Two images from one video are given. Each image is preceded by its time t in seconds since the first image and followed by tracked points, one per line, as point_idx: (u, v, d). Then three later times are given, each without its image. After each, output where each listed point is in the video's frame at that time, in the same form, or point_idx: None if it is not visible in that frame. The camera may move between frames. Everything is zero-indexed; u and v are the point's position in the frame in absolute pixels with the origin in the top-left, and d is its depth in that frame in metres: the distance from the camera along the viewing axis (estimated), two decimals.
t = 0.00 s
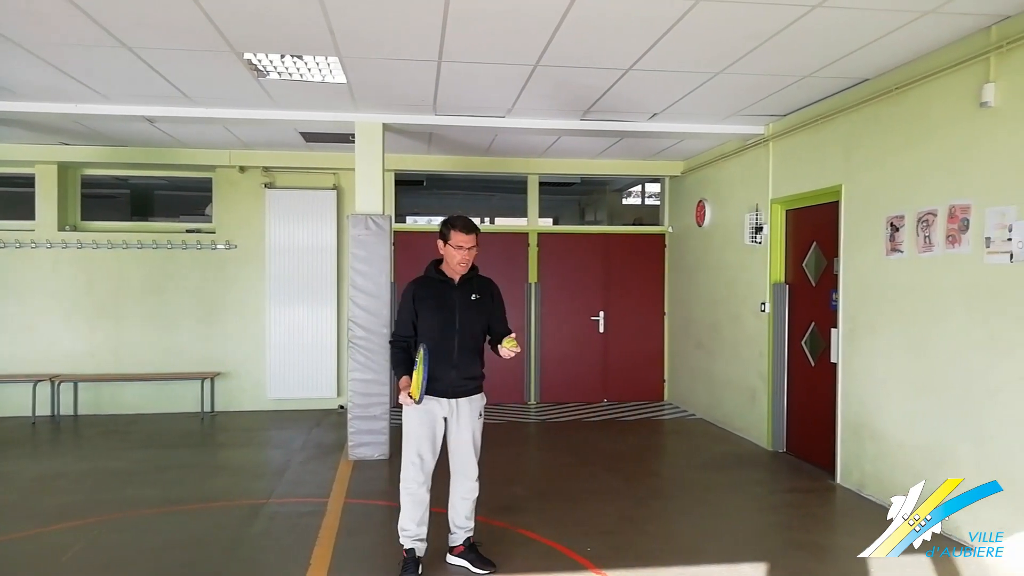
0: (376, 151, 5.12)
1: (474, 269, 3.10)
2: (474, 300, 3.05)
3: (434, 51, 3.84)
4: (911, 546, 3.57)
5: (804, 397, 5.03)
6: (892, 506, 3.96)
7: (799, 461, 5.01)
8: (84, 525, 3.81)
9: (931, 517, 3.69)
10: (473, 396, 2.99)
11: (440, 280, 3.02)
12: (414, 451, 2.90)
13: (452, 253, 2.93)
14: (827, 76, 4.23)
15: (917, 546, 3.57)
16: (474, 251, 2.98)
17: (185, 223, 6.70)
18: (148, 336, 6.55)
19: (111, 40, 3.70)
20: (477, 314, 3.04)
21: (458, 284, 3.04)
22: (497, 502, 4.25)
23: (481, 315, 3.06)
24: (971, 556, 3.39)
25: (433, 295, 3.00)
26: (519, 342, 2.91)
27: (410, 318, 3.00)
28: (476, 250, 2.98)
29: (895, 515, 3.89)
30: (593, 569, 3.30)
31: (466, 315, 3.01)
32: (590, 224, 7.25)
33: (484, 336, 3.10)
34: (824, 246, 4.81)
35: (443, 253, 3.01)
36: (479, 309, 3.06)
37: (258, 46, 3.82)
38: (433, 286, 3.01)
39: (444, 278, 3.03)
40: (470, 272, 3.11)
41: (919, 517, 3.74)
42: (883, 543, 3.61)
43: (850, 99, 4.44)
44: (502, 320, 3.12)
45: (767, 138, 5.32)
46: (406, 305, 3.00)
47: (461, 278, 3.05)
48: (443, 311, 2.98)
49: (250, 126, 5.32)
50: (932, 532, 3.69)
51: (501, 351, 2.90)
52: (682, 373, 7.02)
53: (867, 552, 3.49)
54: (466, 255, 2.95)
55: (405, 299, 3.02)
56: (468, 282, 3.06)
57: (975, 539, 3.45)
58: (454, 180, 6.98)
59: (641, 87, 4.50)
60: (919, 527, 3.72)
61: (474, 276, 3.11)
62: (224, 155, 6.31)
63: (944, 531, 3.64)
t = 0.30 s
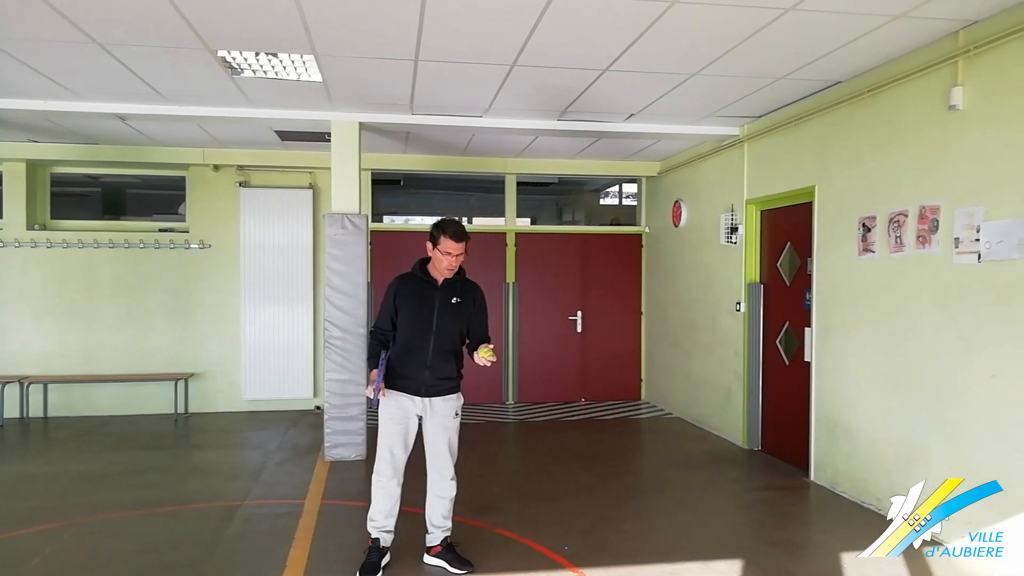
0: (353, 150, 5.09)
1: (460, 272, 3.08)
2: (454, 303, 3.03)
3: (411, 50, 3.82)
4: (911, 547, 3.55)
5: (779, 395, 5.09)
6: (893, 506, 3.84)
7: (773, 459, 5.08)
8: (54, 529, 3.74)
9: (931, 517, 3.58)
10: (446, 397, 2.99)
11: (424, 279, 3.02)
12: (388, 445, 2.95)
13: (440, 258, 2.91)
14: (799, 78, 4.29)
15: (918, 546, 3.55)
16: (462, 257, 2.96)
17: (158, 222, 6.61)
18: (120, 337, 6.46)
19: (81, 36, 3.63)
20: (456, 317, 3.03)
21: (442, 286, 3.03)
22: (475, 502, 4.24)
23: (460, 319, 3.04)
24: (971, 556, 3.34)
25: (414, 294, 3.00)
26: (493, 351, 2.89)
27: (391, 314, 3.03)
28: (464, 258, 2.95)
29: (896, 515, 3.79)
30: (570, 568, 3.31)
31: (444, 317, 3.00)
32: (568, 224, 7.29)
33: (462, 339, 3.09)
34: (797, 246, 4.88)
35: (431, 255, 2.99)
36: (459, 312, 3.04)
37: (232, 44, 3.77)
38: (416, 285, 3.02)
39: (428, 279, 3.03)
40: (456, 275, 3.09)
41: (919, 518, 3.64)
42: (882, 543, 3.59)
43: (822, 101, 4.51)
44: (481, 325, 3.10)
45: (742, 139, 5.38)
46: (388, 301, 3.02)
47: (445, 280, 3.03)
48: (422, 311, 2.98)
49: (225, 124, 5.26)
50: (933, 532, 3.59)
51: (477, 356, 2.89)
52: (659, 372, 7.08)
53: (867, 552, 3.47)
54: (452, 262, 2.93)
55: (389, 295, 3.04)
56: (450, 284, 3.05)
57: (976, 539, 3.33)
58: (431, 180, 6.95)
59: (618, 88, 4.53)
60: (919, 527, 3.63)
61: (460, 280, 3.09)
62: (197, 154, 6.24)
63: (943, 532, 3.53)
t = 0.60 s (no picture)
0: (340, 149, 5.07)
1: (430, 271, 3.11)
2: (427, 301, 3.05)
3: (397, 50, 3.81)
4: (912, 547, 3.52)
5: (764, 395, 5.13)
6: (893, 506, 3.77)
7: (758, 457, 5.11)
8: (35, 531, 3.69)
9: (930, 517, 3.51)
10: (423, 396, 2.99)
11: (395, 279, 3.04)
12: (363, 447, 2.95)
13: (408, 253, 2.96)
14: (782, 80, 4.33)
15: (918, 547, 3.51)
16: (430, 252, 3.00)
17: (141, 221, 6.56)
18: (102, 337, 6.40)
19: (63, 32, 3.58)
20: (429, 315, 3.05)
21: (413, 284, 3.05)
22: (462, 501, 4.23)
23: (433, 316, 3.06)
24: (971, 557, 3.28)
25: (387, 293, 3.01)
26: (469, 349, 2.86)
27: (364, 316, 3.04)
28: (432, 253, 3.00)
29: (897, 515, 3.72)
30: (557, 567, 3.31)
31: (417, 315, 3.01)
32: (554, 224, 7.31)
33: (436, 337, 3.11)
34: (782, 246, 4.92)
35: (399, 253, 3.04)
36: (431, 310, 3.06)
37: (217, 42, 3.74)
38: (388, 285, 3.03)
39: (399, 278, 3.05)
40: (426, 273, 3.12)
41: (920, 518, 3.57)
42: (882, 543, 3.57)
43: (806, 102, 4.56)
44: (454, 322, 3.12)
45: (727, 139, 5.42)
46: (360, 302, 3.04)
47: (416, 279, 3.06)
48: (395, 310, 2.99)
49: (209, 122, 5.24)
50: (933, 532, 3.52)
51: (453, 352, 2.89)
52: (645, 372, 7.11)
53: (867, 552, 3.45)
54: (420, 256, 2.97)
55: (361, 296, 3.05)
56: (422, 283, 3.07)
57: (976, 539, 3.27)
58: (418, 180, 6.93)
59: (605, 88, 4.54)
60: (919, 527, 3.57)
61: (431, 278, 3.12)
62: (181, 152, 6.21)
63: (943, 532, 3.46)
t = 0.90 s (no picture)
0: (332, 148, 5.06)
1: (387, 271, 3.09)
2: (385, 301, 3.02)
3: (389, 50, 3.81)
4: (912, 547, 3.51)
5: (755, 394, 5.15)
6: (893, 505, 3.73)
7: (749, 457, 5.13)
8: (23, 532, 3.66)
9: (931, 517, 3.49)
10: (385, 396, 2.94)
11: (352, 281, 3.04)
12: (334, 451, 2.95)
13: (357, 254, 2.99)
14: (772, 81, 4.35)
15: (918, 546, 3.51)
16: (380, 251, 3.02)
17: (131, 221, 6.52)
18: (92, 337, 6.37)
19: (53, 31, 3.56)
20: (388, 315, 3.01)
21: (370, 285, 3.04)
22: (453, 501, 4.23)
23: (392, 316, 3.02)
24: (971, 557, 3.28)
25: (344, 296, 3.01)
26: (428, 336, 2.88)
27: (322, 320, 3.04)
28: (383, 252, 3.03)
29: (897, 514, 3.68)
30: (551, 567, 3.31)
31: (375, 316, 2.99)
32: (546, 225, 7.32)
33: (398, 336, 3.06)
34: (773, 246, 4.95)
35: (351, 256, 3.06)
36: (391, 309, 3.03)
37: (209, 42, 3.73)
38: (346, 288, 3.03)
39: (355, 281, 3.05)
40: (383, 274, 3.10)
41: (920, 517, 3.54)
42: (883, 542, 3.56)
43: (797, 103, 4.58)
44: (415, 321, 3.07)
45: (718, 140, 5.44)
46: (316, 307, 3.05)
47: (371, 279, 3.05)
48: (353, 312, 2.98)
49: (200, 121, 5.22)
50: (934, 533, 3.50)
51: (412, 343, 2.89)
52: (636, 371, 7.13)
53: (867, 552, 3.45)
54: (369, 256, 2.99)
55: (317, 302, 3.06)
56: (379, 282, 3.04)
57: (976, 539, 3.26)
58: (409, 179, 6.91)
59: (597, 89, 4.55)
60: (920, 527, 3.54)
61: (388, 277, 3.09)
62: (172, 151, 6.18)
63: (942, 532, 3.44)
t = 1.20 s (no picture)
0: (329, 148, 5.06)
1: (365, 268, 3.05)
2: (363, 299, 2.99)
3: (385, 51, 3.81)
4: (912, 547, 3.51)
5: (751, 394, 5.16)
6: (893, 505, 3.72)
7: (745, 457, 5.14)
8: (18, 533, 3.65)
9: (931, 517, 3.48)
10: (370, 395, 2.92)
11: (329, 282, 3.01)
12: (320, 447, 2.93)
13: (330, 254, 2.93)
14: (767, 82, 4.36)
15: (918, 546, 3.51)
16: (353, 250, 2.97)
17: (126, 221, 6.50)
18: (87, 337, 6.35)
19: (48, 31, 3.55)
20: (367, 313, 2.98)
21: (348, 285, 3.01)
22: (450, 501, 4.23)
23: (372, 314, 2.99)
24: (972, 557, 3.27)
25: (322, 297, 2.99)
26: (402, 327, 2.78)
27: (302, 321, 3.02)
28: (357, 250, 2.98)
29: (897, 514, 3.67)
30: (549, 567, 3.30)
31: (354, 314, 2.96)
32: (542, 225, 7.32)
33: (379, 334, 3.03)
34: (768, 246, 4.96)
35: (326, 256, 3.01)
36: (369, 308, 3.00)
37: (205, 41, 3.72)
38: (324, 289, 3.01)
39: (333, 282, 3.02)
40: (362, 272, 3.07)
41: (920, 517, 3.53)
42: (883, 542, 3.56)
43: (792, 104, 4.59)
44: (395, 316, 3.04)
45: (713, 141, 5.45)
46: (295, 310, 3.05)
47: (348, 279, 3.01)
48: (332, 312, 2.96)
49: (196, 121, 5.21)
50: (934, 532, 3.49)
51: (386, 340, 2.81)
52: (632, 371, 7.14)
53: (866, 551, 3.46)
54: (343, 256, 2.93)
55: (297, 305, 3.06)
56: (357, 281, 3.01)
57: (976, 539, 3.25)
58: (405, 179, 6.91)
59: (594, 89, 4.56)
60: (920, 527, 3.54)
61: (366, 276, 3.06)
62: (167, 151, 6.17)
63: (942, 532, 3.43)
